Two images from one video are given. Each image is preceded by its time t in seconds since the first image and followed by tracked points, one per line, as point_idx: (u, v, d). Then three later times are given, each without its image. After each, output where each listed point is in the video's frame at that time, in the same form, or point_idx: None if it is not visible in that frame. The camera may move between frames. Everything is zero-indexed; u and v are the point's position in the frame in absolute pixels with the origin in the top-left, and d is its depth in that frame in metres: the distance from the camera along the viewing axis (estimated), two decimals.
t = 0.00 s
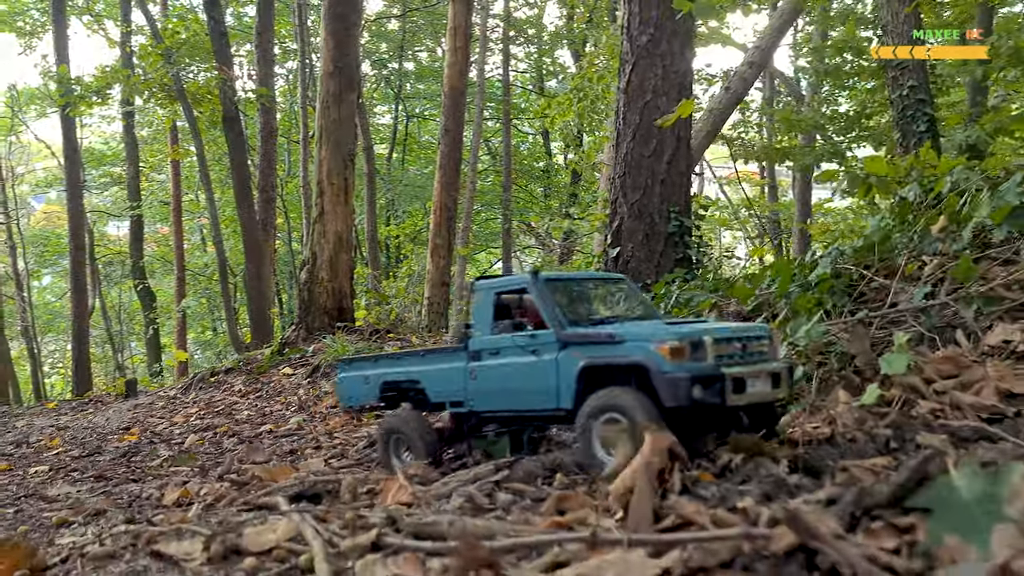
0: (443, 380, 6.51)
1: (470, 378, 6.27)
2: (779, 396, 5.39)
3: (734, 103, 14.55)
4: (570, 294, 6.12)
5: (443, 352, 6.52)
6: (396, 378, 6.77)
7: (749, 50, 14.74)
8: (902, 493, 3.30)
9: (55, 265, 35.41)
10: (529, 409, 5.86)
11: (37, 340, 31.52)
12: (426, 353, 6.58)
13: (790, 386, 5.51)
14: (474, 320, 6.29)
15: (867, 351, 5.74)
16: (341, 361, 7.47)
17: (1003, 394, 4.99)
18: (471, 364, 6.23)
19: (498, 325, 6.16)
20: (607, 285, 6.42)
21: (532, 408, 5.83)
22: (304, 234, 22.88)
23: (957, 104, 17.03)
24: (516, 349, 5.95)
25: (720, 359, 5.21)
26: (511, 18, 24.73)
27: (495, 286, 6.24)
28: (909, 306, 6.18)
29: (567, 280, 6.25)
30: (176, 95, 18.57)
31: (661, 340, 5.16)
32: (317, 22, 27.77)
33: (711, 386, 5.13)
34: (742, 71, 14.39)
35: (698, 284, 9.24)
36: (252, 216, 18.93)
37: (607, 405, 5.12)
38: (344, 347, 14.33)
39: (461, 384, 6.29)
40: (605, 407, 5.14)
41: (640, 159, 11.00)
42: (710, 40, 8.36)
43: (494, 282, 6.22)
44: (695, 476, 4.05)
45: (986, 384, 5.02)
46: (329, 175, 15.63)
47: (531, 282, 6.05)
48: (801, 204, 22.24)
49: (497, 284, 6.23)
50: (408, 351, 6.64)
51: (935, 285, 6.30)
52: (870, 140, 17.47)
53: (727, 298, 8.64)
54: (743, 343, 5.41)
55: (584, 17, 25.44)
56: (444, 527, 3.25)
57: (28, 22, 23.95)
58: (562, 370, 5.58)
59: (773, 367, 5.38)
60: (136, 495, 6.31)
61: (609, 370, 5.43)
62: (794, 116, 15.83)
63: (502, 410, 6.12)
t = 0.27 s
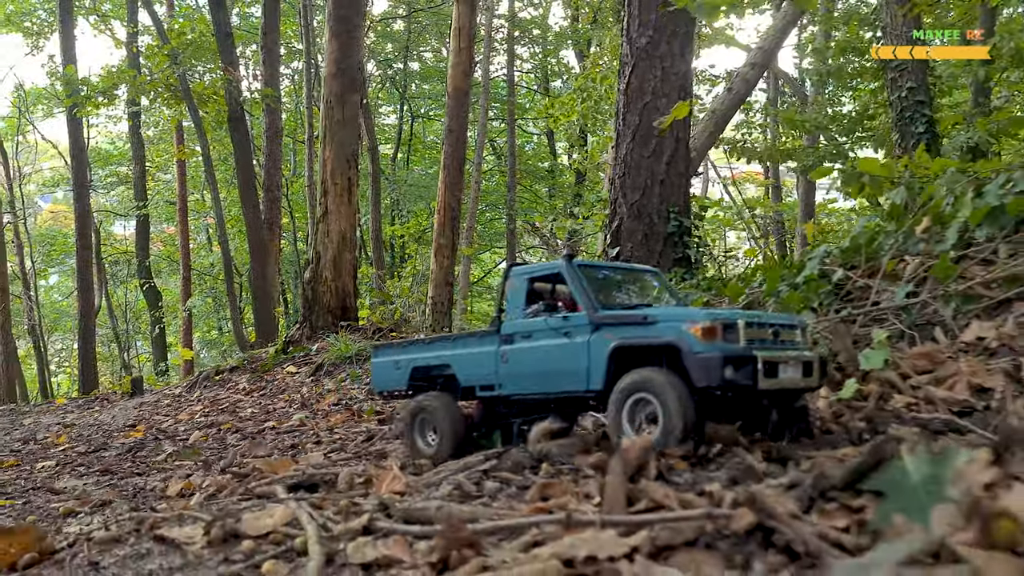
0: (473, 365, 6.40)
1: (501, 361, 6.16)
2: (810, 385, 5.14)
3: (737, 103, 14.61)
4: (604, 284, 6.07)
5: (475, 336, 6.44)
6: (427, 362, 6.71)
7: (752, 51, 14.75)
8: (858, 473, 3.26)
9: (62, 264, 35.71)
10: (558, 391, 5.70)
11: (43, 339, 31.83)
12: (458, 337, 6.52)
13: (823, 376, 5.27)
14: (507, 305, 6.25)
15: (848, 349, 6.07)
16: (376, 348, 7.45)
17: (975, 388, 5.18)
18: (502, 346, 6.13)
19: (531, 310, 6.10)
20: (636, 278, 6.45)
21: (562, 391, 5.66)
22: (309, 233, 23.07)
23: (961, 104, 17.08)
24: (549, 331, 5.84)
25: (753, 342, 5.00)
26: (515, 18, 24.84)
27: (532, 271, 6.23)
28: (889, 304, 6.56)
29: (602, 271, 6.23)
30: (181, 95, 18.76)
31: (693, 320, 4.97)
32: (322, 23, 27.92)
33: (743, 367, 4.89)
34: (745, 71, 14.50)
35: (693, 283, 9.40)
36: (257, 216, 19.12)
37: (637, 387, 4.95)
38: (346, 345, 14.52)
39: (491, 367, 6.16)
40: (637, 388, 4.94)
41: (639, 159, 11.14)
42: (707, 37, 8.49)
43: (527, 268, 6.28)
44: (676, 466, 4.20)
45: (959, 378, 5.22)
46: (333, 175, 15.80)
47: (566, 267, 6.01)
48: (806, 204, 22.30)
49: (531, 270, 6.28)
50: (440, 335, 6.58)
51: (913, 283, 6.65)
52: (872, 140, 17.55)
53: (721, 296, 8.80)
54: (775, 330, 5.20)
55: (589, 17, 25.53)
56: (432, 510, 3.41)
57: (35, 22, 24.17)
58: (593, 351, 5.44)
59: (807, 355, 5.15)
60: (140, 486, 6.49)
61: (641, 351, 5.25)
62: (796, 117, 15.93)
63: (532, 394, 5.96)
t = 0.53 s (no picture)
0: (491, 373, 6.40)
1: (518, 366, 6.16)
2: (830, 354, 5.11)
3: (737, 104, 14.61)
4: (612, 281, 6.09)
5: (488, 346, 6.44)
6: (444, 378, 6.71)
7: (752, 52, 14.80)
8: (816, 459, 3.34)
9: (65, 264, 35.93)
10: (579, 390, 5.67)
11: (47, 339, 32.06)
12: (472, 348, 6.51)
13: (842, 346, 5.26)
14: (517, 309, 6.26)
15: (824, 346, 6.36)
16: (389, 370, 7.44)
17: (942, 383, 5.34)
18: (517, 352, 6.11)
19: (541, 311, 6.11)
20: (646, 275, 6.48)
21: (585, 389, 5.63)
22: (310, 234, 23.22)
23: (960, 105, 17.18)
24: (562, 331, 5.83)
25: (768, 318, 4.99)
26: (517, 19, 24.95)
27: (536, 274, 6.25)
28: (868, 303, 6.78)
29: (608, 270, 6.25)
30: (184, 96, 18.94)
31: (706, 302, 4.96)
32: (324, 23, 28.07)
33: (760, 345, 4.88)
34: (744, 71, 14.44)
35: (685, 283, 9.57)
36: (259, 216, 19.29)
37: (656, 375, 4.96)
38: (347, 345, 14.70)
39: (509, 373, 6.16)
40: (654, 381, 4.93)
41: (635, 160, 11.15)
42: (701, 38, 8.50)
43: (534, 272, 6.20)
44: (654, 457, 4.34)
45: (928, 373, 5.40)
46: (333, 176, 15.97)
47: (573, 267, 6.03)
48: (805, 204, 22.41)
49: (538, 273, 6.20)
50: (453, 348, 6.60)
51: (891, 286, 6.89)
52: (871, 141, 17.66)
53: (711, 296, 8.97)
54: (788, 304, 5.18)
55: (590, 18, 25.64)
56: (415, 499, 3.57)
57: (39, 23, 24.39)
58: (610, 345, 5.42)
59: (823, 327, 5.14)
60: (139, 480, 6.65)
61: (657, 340, 5.23)
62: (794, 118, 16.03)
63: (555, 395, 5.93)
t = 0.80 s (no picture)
0: (497, 365, 6.69)
1: (522, 358, 6.42)
2: (827, 338, 5.31)
3: (734, 104, 14.64)
4: (612, 270, 6.26)
5: (491, 339, 6.74)
6: (453, 371, 7.06)
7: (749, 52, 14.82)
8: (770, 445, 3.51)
9: (66, 264, 36.08)
10: (580, 379, 5.92)
11: (47, 338, 32.22)
12: (475, 342, 6.84)
13: (837, 329, 5.44)
14: (519, 302, 6.49)
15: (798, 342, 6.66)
16: (404, 362, 7.84)
17: (907, 376, 5.56)
18: (520, 345, 6.38)
19: (542, 303, 6.33)
20: (648, 261, 6.61)
21: (586, 378, 5.87)
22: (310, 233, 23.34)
23: (958, 105, 17.23)
24: (562, 322, 6.05)
25: (761, 305, 5.17)
26: (517, 19, 25.03)
27: (536, 266, 6.45)
28: (841, 300, 7.02)
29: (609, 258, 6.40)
30: (184, 96, 19.06)
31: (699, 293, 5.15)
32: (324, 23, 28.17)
33: (756, 331, 5.07)
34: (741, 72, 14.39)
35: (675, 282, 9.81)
36: (259, 216, 19.43)
37: (653, 366, 5.18)
38: (344, 343, 14.86)
39: (513, 365, 6.42)
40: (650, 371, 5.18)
41: (628, 160, 11.22)
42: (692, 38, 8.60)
43: (534, 264, 6.38)
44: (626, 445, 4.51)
45: (892, 367, 5.65)
46: (331, 176, 16.16)
47: (571, 258, 6.20)
48: (804, 204, 22.48)
49: (538, 265, 6.39)
50: (460, 341, 6.88)
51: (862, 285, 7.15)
52: (869, 140, 17.73)
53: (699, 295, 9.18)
54: (784, 290, 5.38)
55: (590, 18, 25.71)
56: (394, 486, 3.75)
57: (39, 23, 24.53)
58: (607, 336, 5.63)
59: (817, 311, 5.32)
60: (136, 473, 6.83)
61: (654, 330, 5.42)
62: (791, 118, 16.13)
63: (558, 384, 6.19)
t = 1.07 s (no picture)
0: (501, 360, 6.87)
1: (526, 355, 6.61)
2: (831, 344, 5.40)
3: (727, 104, 14.69)
4: (616, 268, 6.39)
5: (496, 334, 6.90)
6: (459, 363, 7.24)
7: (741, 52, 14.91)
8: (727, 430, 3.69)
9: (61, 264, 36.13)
10: (582, 378, 6.10)
11: (42, 338, 32.28)
12: (481, 337, 7.00)
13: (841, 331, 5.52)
14: (524, 300, 6.64)
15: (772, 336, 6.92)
16: (411, 352, 8.00)
17: (872, 368, 5.80)
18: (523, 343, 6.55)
19: (546, 301, 6.48)
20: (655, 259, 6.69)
21: (587, 377, 6.06)
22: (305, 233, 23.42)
23: (949, 105, 17.36)
24: (565, 322, 6.21)
25: (764, 311, 5.26)
26: (512, 19, 25.12)
27: (541, 264, 6.59)
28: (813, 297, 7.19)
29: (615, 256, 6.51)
30: (179, 96, 19.15)
31: (702, 298, 5.26)
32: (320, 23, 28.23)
33: (758, 338, 5.18)
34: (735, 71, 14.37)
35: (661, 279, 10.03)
36: (253, 216, 19.53)
37: (652, 367, 5.36)
38: (337, 342, 15.00)
39: (517, 362, 6.62)
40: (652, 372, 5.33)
41: (618, 160, 11.29)
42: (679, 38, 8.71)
43: (540, 261, 6.52)
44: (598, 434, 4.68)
45: (858, 359, 5.90)
46: (325, 176, 16.29)
47: (576, 258, 6.33)
48: (798, 204, 22.57)
49: (543, 262, 6.53)
50: (466, 335, 7.05)
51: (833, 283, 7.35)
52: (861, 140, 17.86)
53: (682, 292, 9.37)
54: (789, 294, 5.45)
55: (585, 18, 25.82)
56: (370, 472, 3.91)
57: (34, 24, 24.62)
58: (609, 338, 5.80)
59: (820, 314, 5.40)
60: (127, 466, 6.99)
61: (655, 333, 5.57)
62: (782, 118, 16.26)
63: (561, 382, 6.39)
